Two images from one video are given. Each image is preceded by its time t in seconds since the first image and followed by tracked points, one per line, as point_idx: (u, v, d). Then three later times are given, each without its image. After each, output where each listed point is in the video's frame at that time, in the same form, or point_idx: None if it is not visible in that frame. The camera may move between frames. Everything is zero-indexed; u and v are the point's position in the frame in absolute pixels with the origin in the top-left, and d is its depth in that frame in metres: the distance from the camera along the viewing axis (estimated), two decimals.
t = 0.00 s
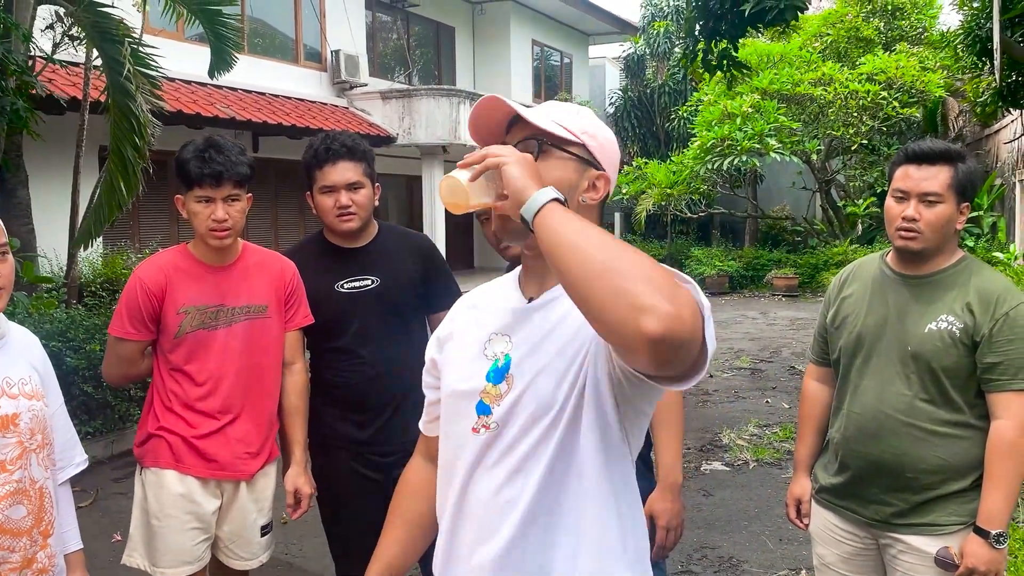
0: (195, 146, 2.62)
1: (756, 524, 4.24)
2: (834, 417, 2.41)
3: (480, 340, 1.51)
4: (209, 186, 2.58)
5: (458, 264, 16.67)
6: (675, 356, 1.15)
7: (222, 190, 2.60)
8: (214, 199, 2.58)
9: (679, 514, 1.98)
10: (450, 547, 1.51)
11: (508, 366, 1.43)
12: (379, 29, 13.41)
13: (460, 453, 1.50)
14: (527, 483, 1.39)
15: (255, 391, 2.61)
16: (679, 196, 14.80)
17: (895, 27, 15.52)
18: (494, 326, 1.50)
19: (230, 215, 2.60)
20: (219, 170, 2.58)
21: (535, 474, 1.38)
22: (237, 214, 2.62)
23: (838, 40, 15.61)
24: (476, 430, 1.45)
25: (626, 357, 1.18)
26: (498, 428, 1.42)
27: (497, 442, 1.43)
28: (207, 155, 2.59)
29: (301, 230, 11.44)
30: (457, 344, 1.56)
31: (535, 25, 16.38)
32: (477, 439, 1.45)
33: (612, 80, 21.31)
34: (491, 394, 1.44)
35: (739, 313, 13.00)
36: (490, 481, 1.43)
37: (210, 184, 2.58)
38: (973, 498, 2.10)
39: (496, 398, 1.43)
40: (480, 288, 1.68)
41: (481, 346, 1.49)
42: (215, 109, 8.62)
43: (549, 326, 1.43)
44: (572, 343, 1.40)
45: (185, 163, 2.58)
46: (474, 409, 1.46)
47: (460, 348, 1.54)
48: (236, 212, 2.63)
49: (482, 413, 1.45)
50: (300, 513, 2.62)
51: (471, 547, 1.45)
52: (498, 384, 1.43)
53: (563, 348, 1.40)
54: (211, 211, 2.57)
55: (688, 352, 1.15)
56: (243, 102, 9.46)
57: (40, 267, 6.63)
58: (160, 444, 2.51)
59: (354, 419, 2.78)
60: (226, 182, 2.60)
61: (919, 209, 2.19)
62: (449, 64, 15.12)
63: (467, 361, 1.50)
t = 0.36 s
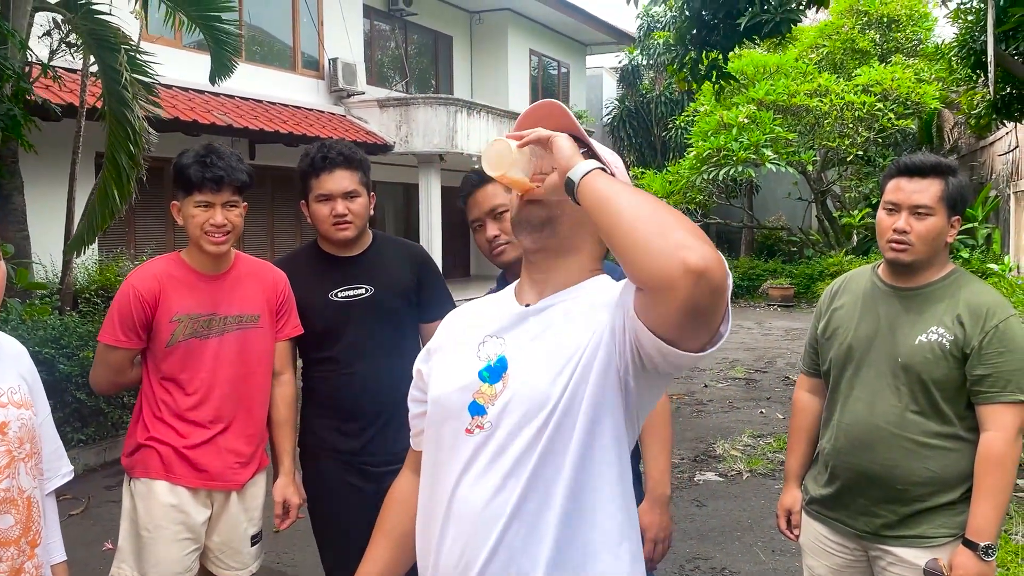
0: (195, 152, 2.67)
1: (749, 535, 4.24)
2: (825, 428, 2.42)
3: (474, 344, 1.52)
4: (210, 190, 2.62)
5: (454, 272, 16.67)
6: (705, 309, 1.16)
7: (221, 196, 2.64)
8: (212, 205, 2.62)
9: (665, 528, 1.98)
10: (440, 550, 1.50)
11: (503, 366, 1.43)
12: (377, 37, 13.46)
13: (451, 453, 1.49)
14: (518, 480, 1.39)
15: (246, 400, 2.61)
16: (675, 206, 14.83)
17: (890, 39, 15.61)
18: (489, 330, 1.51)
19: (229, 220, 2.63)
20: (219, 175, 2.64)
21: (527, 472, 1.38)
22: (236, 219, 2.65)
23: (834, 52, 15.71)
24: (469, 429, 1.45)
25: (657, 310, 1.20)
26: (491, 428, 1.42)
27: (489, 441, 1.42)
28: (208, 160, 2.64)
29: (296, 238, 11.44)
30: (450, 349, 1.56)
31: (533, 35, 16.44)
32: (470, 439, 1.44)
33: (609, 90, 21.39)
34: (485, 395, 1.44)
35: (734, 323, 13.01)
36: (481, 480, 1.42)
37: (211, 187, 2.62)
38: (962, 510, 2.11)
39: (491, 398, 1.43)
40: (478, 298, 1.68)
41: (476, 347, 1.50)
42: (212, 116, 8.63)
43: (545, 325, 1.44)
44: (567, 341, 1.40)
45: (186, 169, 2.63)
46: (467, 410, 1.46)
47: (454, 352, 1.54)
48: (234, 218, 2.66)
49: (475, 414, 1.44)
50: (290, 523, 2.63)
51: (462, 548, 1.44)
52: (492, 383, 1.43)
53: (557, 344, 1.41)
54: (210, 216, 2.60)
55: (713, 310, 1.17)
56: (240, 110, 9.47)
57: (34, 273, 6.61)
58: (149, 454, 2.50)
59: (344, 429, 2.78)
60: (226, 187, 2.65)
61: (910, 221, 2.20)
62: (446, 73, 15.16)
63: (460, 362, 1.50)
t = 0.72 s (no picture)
0: (200, 153, 2.68)
1: (738, 545, 4.23)
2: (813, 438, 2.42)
3: (457, 350, 1.51)
4: (215, 189, 2.63)
5: (447, 280, 16.66)
6: (687, 320, 1.17)
7: (224, 195, 2.65)
8: (216, 203, 2.62)
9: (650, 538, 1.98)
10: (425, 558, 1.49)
11: (488, 375, 1.43)
12: (373, 45, 13.49)
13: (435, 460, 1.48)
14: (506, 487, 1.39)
15: (232, 407, 2.61)
16: (668, 216, 14.88)
17: (883, 53, 15.73)
18: (472, 337, 1.50)
19: (231, 219, 2.65)
20: (226, 173, 2.66)
21: (515, 478, 1.38)
22: (237, 218, 2.66)
23: (828, 64, 15.77)
24: (456, 438, 1.44)
25: (640, 316, 1.22)
26: (478, 436, 1.41)
27: (477, 449, 1.41)
28: (213, 160, 2.66)
29: (289, 244, 11.42)
30: (435, 355, 1.54)
31: (529, 45, 16.51)
32: (457, 447, 1.44)
33: (603, 100, 21.47)
34: (470, 403, 1.43)
35: (726, 334, 13.03)
36: (469, 486, 1.42)
37: (217, 184, 2.64)
38: (949, 521, 2.11)
39: (477, 405, 1.42)
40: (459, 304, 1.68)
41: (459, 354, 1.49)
42: (206, 121, 8.62)
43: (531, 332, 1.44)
44: (552, 348, 1.41)
45: (190, 168, 2.63)
46: (451, 418, 1.45)
47: (437, 358, 1.53)
48: (236, 217, 2.67)
49: (461, 422, 1.44)
50: (275, 534, 2.63)
51: (449, 556, 1.43)
52: (477, 391, 1.42)
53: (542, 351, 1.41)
54: (213, 213, 2.60)
55: (698, 319, 1.18)
56: (234, 115, 9.47)
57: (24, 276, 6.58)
58: (135, 460, 2.48)
59: (333, 435, 2.77)
60: (229, 186, 2.67)
61: (899, 234, 2.22)
62: (441, 81, 15.20)
63: (444, 370, 1.49)
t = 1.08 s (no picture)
0: (202, 158, 2.68)
1: (729, 551, 4.23)
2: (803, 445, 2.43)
3: (440, 367, 1.52)
4: (215, 195, 2.63)
5: (441, 284, 16.66)
6: (670, 410, 1.14)
7: (223, 202, 2.65)
8: (215, 210, 2.62)
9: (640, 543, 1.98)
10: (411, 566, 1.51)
11: (466, 390, 1.43)
12: (369, 48, 13.49)
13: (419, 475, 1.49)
14: (486, 503, 1.39)
15: (221, 410, 2.61)
16: (662, 222, 14.93)
17: (877, 61, 15.83)
18: (455, 350, 1.51)
19: (228, 226, 2.65)
20: (228, 181, 2.66)
21: (497, 498, 1.39)
22: (233, 226, 2.67)
23: (822, 72, 15.83)
24: (441, 451, 1.45)
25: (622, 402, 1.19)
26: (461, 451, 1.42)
27: (458, 463, 1.42)
28: (215, 167, 2.66)
29: (283, 247, 11.40)
30: (421, 369, 1.56)
31: (525, 50, 16.55)
32: (442, 460, 1.45)
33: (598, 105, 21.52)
34: (448, 417, 1.44)
35: (719, 340, 13.06)
36: (450, 501, 1.43)
37: (217, 192, 2.63)
38: (938, 527, 2.12)
39: (454, 420, 1.43)
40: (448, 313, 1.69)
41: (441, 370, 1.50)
42: (201, 123, 8.60)
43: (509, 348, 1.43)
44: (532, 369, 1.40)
45: (191, 173, 2.62)
46: (433, 431, 1.47)
47: (423, 373, 1.55)
48: (232, 225, 2.68)
49: (441, 436, 1.45)
50: (250, 542, 2.65)
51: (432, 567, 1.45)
52: (454, 407, 1.43)
53: (520, 367, 1.40)
54: (211, 221, 2.60)
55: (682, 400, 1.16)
56: (228, 117, 9.45)
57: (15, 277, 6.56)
58: (125, 464, 2.46)
59: (324, 438, 2.76)
60: (228, 196, 2.67)
61: (890, 241, 2.23)
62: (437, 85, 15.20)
63: (429, 383, 1.51)
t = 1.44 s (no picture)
0: (190, 155, 2.65)
1: (726, 548, 4.23)
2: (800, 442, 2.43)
3: (432, 366, 1.54)
4: (207, 195, 2.61)
5: (439, 281, 16.65)
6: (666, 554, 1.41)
7: (216, 201, 2.64)
8: (207, 209, 2.62)
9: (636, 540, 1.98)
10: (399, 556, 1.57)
11: (453, 396, 1.45)
12: (367, 45, 13.46)
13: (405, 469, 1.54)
14: (461, 513, 1.43)
15: (220, 402, 2.64)
16: (661, 219, 14.93)
17: (876, 59, 15.82)
18: (444, 352, 1.53)
19: (221, 225, 2.65)
20: (218, 182, 2.63)
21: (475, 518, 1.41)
22: (226, 225, 2.67)
23: (821, 70, 15.83)
24: (424, 456, 1.47)
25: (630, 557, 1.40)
26: (442, 459, 1.44)
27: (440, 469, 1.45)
28: (204, 164, 2.64)
29: (280, 243, 11.39)
30: (413, 367, 1.59)
31: (523, 47, 16.50)
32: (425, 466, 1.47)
33: (597, 102, 21.49)
34: (434, 423, 1.46)
35: (717, 337, 13.07)
36: (431, 504, 1.48)
37: (207, 193, 2.61)
38: (935, 524, 2.12)
39: (439, 427, 1.45)
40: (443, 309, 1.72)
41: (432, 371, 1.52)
42: (198, 119, 8.58)
43: (497, 359, 1.43)
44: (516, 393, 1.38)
45: (181, 172, 2.60)
46: (418, 434, 1.49)
47: (416, 371, 1.57)
48: (225, 223, 2.67)
49: (425, 442, 1.47)
50: (254, 527, 2.68)
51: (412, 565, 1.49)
52: (440, 413, 1.45)
53: (503, 383, 1.40)
54: (203, 220, 2.60)
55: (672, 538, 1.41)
56: (226, 113, 9.43)
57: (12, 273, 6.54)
58: (128, 460, 2.47)
59: (322, 434, 2.75)
60: (221, 195, 2.65)
61: (888, 237, 2.22)
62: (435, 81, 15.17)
63: (419, 386, 1.53)
